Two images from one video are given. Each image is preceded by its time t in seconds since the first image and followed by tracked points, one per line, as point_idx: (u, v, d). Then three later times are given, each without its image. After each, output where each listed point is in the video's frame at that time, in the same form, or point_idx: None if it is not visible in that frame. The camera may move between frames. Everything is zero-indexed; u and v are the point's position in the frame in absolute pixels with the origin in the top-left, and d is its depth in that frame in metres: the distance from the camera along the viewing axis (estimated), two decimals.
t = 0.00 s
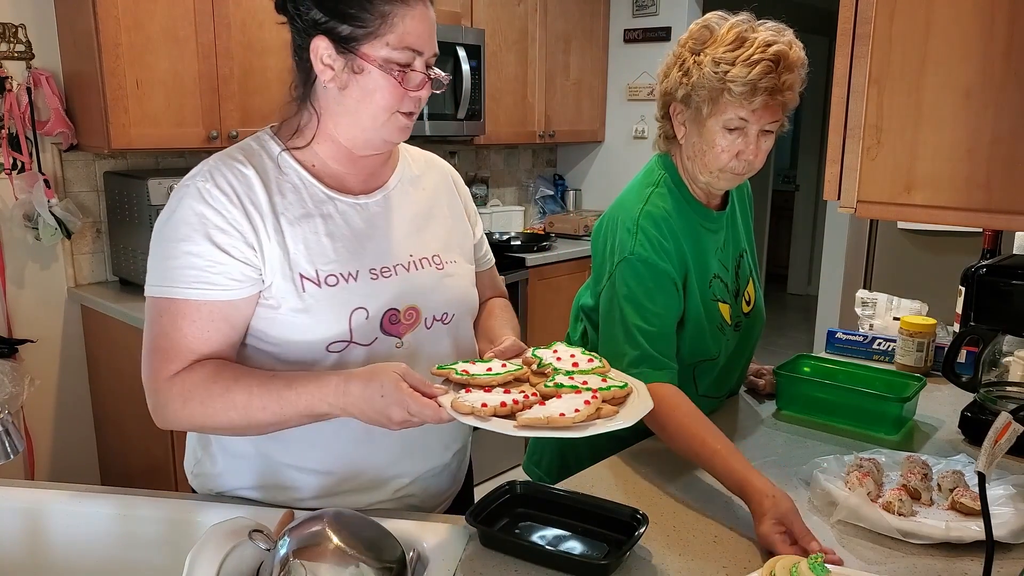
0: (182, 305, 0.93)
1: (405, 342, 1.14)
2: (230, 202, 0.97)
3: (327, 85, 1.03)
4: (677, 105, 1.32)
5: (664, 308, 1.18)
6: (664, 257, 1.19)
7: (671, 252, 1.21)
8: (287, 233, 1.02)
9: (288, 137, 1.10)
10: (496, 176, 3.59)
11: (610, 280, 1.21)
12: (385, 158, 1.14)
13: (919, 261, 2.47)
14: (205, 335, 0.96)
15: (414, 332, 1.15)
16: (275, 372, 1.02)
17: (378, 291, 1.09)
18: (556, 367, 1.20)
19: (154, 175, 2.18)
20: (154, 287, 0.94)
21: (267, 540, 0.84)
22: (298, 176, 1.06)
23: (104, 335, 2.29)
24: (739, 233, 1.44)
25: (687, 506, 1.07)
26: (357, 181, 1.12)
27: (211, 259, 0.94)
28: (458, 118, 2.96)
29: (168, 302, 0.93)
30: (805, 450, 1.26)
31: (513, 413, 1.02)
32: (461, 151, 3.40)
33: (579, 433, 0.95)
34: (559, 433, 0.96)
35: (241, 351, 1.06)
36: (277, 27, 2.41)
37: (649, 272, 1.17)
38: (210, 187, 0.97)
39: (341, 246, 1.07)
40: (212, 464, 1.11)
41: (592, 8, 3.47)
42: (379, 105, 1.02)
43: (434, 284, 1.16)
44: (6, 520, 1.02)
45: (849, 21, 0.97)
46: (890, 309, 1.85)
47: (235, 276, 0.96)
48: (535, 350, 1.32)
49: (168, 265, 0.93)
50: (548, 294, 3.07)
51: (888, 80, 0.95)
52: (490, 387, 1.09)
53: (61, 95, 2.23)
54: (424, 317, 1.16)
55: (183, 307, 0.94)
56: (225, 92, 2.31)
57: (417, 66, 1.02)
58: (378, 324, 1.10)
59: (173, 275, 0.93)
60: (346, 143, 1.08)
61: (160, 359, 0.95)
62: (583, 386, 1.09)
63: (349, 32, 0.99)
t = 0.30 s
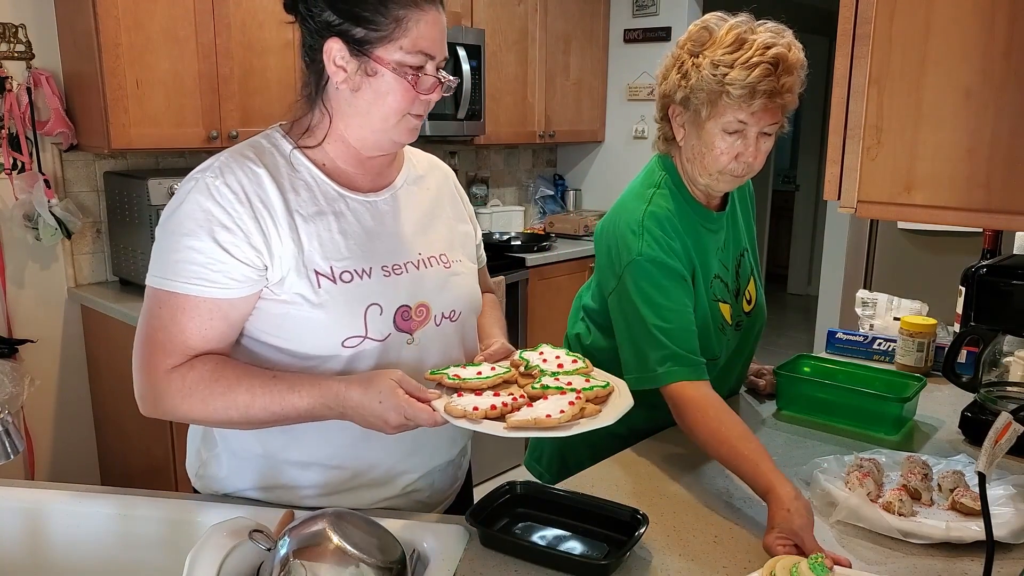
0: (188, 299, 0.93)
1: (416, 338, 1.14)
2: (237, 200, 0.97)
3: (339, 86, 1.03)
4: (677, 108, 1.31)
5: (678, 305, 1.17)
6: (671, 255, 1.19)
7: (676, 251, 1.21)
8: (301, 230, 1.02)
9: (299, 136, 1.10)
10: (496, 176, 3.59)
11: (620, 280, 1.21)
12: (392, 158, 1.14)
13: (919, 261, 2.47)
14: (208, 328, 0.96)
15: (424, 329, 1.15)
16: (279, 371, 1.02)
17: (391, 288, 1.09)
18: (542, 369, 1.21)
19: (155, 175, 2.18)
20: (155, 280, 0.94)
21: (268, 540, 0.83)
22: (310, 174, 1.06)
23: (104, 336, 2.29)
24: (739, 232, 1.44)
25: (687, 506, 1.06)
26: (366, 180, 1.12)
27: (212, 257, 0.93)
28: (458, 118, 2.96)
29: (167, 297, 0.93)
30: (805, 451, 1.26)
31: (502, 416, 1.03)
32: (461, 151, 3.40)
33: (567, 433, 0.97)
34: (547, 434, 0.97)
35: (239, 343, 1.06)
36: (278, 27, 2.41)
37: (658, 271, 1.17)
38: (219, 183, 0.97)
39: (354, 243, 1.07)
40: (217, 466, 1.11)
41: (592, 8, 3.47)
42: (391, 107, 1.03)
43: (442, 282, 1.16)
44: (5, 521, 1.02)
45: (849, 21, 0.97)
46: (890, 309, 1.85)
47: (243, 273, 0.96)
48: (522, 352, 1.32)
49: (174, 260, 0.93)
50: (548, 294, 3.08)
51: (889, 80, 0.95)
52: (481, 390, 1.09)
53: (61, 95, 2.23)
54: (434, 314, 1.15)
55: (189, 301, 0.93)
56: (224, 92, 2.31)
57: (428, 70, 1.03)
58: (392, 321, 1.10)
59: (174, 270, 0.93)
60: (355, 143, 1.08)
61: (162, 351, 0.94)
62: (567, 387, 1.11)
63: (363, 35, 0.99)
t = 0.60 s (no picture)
0: (186, 293, 0.93)
1: (413, 333, 1.14)
2: (234, 195, 0.97)
3: (339, 87, 1.03)
4: (672, 105, 1.31)
5: (663, 301, 1.19)
6: (659, 250, 1.20)
7: (666, 244, 1.22)
8: (298, 225, 1.02)
9: (296, 134, 1.10)
10: (496, 176, 3.59)
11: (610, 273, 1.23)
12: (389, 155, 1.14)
13: (920, 260, 2.47)
14: (206, 321, 0.95)
15: (422, 324, 1.15)
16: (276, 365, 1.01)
17: (388, 282, 1.09)
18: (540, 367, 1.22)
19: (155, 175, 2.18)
20: (153, 274, 0.93)
21: (268, 540, 0.84)
22: (307, 169, 1.06)
23: (104, 335, 2.29)
24: (738, 228, 1.44)
25: (686, 505, 1.07)
26: (363, 177, 1.12)
27: (210, 250, 0.93)
28: (458, 118, 2.96)
29: (165, 291, 0.93)
30: (804, 450, 1.26)
31: (498, 411, 1.03)
32: (461, 151, 3.40)
33: (560, 429, 0.98)
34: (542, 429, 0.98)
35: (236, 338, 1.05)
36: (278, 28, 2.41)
37: (646, 266, 1.18)
38: (216, 179, 0.97)
39: (350, 238, 1.07)
40: (217, 465, 1.11)
41: (592, 8, 3.47)
42: (391, 107, 1.03)
43: (439, 277, 1.16)
44: (5, 521, 1.02)
45: (849, 21, 0.97)
46: (890, 309, 1.85)
47: (240, 266, 0.96)
48: (521, 351, 1.33)
49: (172, 253, 0.93)
50: (548, 294, 3.08)
51: (888, 80, 0.95)
52: (477, 386, 1.10)
53: (61, 95, 2.23)
54: (431, 308, 1.15)
55: (187, 295, 0.93)
56: (224, 92, 2.30)
57: (427, 69, 1.04)
58: (389, 314, 1.10)
59: (172, 264, 0.93)
60: (352, 141, 1.08)
61: (159, 344, 0.94)
62: (564, 385, 1.11)
63: (363, 36, 0.99)
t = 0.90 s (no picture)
0: (186, 291, 0.93)
1: (412, 330, 1.14)
2: (232, 193, 0.97)
3: (337, 87, 1.03)
4: (671, 102, 1.33)
5: (624, 286, 1.25)
6: (628, 237, 1.25)
7: (640, 232, 1.26)
8: (296, 223, 1.02)
9: (293, 134, 1.09)
10: (496, 176, 3.59)
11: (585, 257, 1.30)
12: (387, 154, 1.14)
13: (919, 260, 2.46)
14: (205, 319, 0.95)
15: (421, 321, 1.15)
16: (275, 361, 1.01)
17: (387, 280, 1.09)
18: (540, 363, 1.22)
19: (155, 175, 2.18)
20: (151, 274, 0.93)
21: (268, 540, 0.84)
22: (305, 168, 1.06)
23: (104, 336, 2.29)
24: (737, 225, 1.45)
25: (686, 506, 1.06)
26: (361, 176, 1.12)
27: (208, 248, 0.93)
28: (458, 118, 2.96)
29: (164, 290, 0.93)
30: (804, 451, 1.26)
31: (499, 405, 1.05)
32: (461, 151, 3.40)
33: (561, 422, 1.00)
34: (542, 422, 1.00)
35: (235, 337, 1.05)
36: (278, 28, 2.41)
37: (609, 250, 1.25)
38: (214, 177, 0.97)
39: (348, 236, 1.07)
40: (218, 464, 1.11)
41: (592, 8, 3.47)
42: (389, 107, 1.03)
43: (437, 275, 1.16)
44: (5, 520, 1.02)
45: (849, 21, 0.97)
46: (890, 309, 1.85)
47: (239, 264, 0.96)
48: (521, 346, 1.33)
49: (171, 252, 0.93)
50: (548, 293, 3.08)
51: (888, 80, 0.95)
52: (478, 380, 1.10)
53: (61, 95, 2.23)
54: (430, 305, 1.15)
55: (186, 293, 0.93)
56: (225, 92, 2.30)
57: (425, 68, 1.04)
58: (387, 311, 1.10)
59: (170, 263, 0.93)
60: (350, 140, 1.08)
61: (159, 343, 0.94)
62: (564, 377, 1.13)
63: (362, 36, 0.99)
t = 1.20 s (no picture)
0: (190, 291, 0.93)
1: (414, 329, 1.14)
2: (234, 193, 0.97)
3: (343, 88, 1.03)
4: (679, 105, 1.42)
5: (598, 271, 1.37)
6: (609, 225, 1.36)
7: (622, 221, 1.37)
8: (298, 224, 1.02)
9: (295, 134, 1.09)
10: (496, 176, 3.59)
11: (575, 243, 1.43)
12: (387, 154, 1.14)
13: (919, 261, 2.46)
14: (209, 320, 0.95)
15: (422, 320, 1.15)
16: (277, 360, 1.01)
17: (389, 279, 1.09)
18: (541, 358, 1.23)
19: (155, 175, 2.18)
20: (154, 274, 0.93)
21: (268, 540, 0.84)
22: (307, 168, 1.06)
23: (104, 335, 2.29)
24: (733, 220, 1.52)
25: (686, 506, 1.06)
26: (362, 175, 1.12)
27: (211, 248, 0.93)
28: (458, 118, 2.96)
29: (167, 290, 0.93)
30: (804, 451, 1.26)
31: (504, 399, 1.06)
32: (461, 151, 3.40)
33: (567, 414, 1.00)
34: (549, 415, 1.01)
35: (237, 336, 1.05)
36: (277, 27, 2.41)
37: (586, 238, 1.38)
38: (216, 177, 0.97)
39: (350, 236, 1.07)
40: (218, 465, 1.11)
41: (592, 8, 3.47)
42: (396, 107, 1.03)
43: (438, 274, 1.16)
44: (5, 520, 1.02)
45: (849, 21, 0.97)
46: (890, 309, 1.85)
47: (242, 264, 0.96)
48: (521, 342, 1.32)
49: (173, 252, 0.93)
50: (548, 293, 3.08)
51: (888, 80, 0.95)
52: (481, 375, 1.10)
53: (61, 94, 2.23)
54: (431, 305, 1.15)
55: (190, 293, 0.93)
56: (224, 91, 2.30)
57: (430, 68, 1.05)
58: (389, 311, 1.10)
59: (173, 263, 0.93)
60: (352, 140, 1.08)
61: (161, 343, 0.93)
62: (569, 372, 1.14)
63: (369, 37, 0.99)
